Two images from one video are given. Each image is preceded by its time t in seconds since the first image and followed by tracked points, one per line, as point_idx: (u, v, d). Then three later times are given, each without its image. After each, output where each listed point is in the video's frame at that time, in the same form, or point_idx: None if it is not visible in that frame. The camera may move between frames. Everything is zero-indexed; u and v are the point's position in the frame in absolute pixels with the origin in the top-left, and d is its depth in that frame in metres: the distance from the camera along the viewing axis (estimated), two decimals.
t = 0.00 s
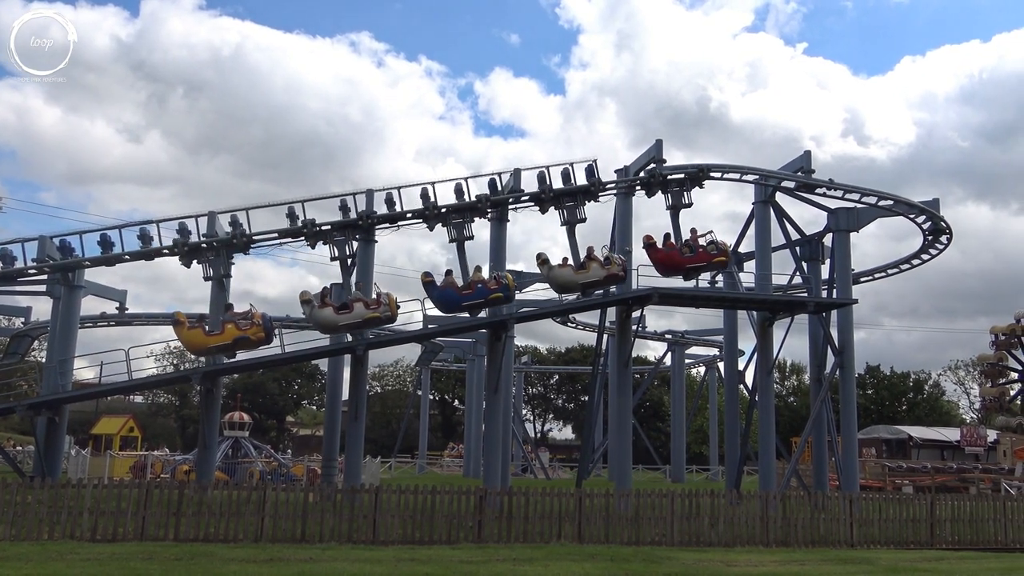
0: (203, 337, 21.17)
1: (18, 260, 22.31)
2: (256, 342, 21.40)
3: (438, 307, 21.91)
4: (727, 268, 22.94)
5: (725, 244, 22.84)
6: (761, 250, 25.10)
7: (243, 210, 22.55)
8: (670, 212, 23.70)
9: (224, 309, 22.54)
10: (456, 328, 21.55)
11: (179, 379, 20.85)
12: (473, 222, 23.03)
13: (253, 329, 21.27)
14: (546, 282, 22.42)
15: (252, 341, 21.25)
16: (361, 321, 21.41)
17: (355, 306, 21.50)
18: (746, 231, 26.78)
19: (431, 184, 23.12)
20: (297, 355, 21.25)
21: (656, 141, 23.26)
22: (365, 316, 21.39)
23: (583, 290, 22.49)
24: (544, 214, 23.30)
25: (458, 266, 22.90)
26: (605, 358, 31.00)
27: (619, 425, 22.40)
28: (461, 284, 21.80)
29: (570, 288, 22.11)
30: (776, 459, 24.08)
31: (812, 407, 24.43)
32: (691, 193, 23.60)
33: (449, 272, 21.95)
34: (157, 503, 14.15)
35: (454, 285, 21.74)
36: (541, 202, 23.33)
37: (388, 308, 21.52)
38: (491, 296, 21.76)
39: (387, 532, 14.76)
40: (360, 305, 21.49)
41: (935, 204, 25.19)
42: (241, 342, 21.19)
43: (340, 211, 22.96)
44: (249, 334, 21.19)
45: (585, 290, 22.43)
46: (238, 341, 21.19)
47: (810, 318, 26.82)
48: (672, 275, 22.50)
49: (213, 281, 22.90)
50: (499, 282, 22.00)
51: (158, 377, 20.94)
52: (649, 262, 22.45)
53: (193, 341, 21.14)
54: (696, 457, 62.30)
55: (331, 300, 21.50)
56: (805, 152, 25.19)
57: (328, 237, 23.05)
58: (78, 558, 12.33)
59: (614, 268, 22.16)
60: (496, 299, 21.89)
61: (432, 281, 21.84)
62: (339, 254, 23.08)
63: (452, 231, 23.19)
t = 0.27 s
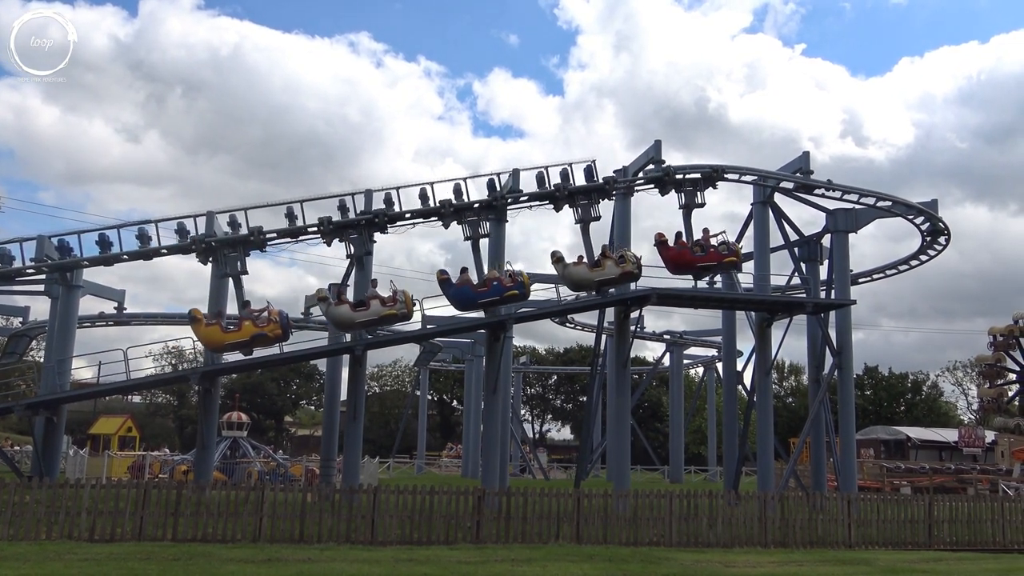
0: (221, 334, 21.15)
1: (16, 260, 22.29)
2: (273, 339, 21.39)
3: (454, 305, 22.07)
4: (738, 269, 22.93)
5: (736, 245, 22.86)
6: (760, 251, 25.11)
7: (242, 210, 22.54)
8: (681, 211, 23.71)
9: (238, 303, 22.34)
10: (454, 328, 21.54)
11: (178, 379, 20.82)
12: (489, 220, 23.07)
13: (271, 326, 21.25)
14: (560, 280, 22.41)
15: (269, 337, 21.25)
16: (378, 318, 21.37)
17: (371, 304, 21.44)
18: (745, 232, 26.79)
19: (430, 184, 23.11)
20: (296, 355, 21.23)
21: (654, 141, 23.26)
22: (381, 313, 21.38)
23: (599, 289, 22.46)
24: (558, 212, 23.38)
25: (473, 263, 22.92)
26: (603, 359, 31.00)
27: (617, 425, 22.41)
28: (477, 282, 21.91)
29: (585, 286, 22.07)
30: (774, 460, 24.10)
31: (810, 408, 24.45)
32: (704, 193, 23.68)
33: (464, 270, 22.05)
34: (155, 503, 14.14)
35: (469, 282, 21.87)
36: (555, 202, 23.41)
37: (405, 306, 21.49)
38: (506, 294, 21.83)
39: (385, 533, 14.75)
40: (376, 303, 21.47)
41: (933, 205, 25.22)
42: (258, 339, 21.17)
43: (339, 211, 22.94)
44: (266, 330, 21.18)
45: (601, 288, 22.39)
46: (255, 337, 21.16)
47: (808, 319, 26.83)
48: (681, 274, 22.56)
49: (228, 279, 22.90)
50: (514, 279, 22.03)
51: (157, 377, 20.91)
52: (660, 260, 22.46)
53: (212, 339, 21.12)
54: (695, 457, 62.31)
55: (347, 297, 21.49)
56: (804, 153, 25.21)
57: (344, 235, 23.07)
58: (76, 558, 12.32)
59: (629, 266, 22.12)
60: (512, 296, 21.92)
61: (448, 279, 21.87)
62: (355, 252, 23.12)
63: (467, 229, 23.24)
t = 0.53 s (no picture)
0: (238, 332, 21.13)
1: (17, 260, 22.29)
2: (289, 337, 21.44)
3: (467, 302, 22.14)
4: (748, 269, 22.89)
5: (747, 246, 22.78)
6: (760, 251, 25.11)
7: (242, 210, 22.55)
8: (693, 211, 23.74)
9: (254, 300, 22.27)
10: (455, 329, 21.54)
11: (178, 379, 20.81)
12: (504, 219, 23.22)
13: (287, 324, 21.32)
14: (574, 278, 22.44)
15: (286, 335, 21.31)
16: (393, 316, 21.44)
17: (387, 302, 21.45)
18: (745, 232, 26.78)
19: (431, 185, 23.12)
20: (296, 356, 21.22)
21: (654, 142, 23.26)
22: (397, 311, 21.44)
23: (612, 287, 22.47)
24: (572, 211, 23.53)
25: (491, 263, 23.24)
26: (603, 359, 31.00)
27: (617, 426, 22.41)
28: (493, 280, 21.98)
29: (599, 284, 22.12)
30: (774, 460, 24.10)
31: (811, 409, 24.44)
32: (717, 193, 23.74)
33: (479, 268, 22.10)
34: (155, 504, 14.14)
35: (484, 280, 21.93)
36: (569, 199, 23.49)
37: (421, 304, 21.61)
38: (521, 292, 21.83)
39: (386, 533, 14.75)
40: (392, 300, 21.50)
41: (934, 205, 25.21)
42: (275, 337, 21.20)
43: (340, 211, 22.94)
44: (282, 329, 21.23)
45: (614, 287, 22.39)
46: (272, 335, 21.19)
47: (808, 319, 26.83)
48: (692, 273, 22.57)
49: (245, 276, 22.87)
50: (529, 277, 21.95)
51: (157, 377, 20.91)
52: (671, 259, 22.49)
53: (228, 337, 21.11)
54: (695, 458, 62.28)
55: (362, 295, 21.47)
56: (804, 153, 25.21)
57: (359, 233, 23.06)
58: (77, 558, 12.32)
59: (643, 264, 22.16)
60: (527, 294, 21.94)
61: (463, 277, 21.89)
62: (369, 249, 23.09)
63: (482, 227, 23.44)
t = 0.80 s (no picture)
0: (255, 329, 21.13)
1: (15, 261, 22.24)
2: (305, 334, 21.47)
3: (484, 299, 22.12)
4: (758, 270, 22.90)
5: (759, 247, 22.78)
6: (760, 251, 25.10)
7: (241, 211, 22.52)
8: (707, 210, 23.71)
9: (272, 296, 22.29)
10: (454, 329, 21.53)
11: (178, 380, 20.78)
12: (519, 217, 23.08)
13: (304, 321, 21.33)
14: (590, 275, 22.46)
15: (303, 332, 21.33)
16: (409, 313, 21.37)
17: (403, 299, 21.42)
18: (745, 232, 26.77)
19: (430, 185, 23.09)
20: (296, 356, 21.20)
21: (653, 142, 23.24)
22: (413, 309, 21.36)
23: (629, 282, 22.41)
24: (586, 208, 23.42)
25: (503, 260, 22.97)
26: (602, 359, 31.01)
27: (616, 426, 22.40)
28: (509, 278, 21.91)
29: (614, 281, 22.10)
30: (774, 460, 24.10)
31: (810, 408, 24.44)
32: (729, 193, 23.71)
33: (495, 266, 22.08)
34: (155, 504, 14.14)
35: (500, 278, 21.85)
36: (584, 198, 23.42)
37: (437, 301, 21.52)
38: (537, 289, 21.72)
39: (385, 533, 14.75)
40: (408, 298, 21.46)
41: (933, 205, 25.21)
42: (292, 334, 21.21)
43: (339, 211, 22.92)
44: (300, 326, 21.23)
45: (630, 283, 22.38)
46: (289, 332, 21.21)
47: (808, 319, 26.83)
48: (703, 272, 22.54)
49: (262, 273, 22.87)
50: (544, 274, 21.87)
51: (157, 378, 20.88)
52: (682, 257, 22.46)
53: (246, 333, 21.10)
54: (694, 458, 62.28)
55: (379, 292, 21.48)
56: (804, 153, 25.21)
57: (376, 230, 23.04)
58: (76, 558, 12.32)
59: (657, 261, 21.83)
60: (543, 292, 21.88)
61: (479, 274, 21.86)
62: (386, 247, 23.06)
63: (497, 225, 23.32)
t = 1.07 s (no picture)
0: (274, 326, 21.17)
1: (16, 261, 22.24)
2: (323, 331, 21.56)
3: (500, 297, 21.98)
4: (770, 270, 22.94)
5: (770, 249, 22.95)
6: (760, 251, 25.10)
7: (242, 211, 22.55)
8: (721, 210, 23.80)
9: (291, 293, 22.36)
10: (455, 328, 21.54)
11: (179, 379, 20.79)
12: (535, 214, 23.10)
13: (323, 318, 21.41)
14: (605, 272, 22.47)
15: (322, 329, 21.41)
16: (427, 310, 21.45)
17: (420, 296, 21.49)
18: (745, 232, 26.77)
19: (430, 185, 23.11)
20: (296, 356, 21.21)
21: (653, 141, 23.26)
22: (431, 306, 21.44)
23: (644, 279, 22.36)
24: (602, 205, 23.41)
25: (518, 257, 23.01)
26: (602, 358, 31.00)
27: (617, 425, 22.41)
28: (524, 275, 21.82)
29: (630, 278, 22.07)
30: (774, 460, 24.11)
31: (810, 408, 24.45)
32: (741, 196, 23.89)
33: (510, 263, 21.99)
34: (155, 504, 14.14)
35: (516, 276, 21.76)
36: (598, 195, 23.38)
37: (454, 299, 21.58)
38: (554, 286, 21.75)
39: (386, 533, 14.75)
40: (426, 294, 21.50)
41: (933, 204, 25.21)
42: (311, 331, 21.29)
43: (339, 211, 22.94)
44: (319, 322, 21.31)
45: (645, 280, 22.29)
46: (308, 329, 21.30)
47: (808, 318, 26.83)
48: (715, 271, 22.53)
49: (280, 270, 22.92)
50: (559, 271, 21.97)
51: (158, 378, 20.89)
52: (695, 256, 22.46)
53: (265, 331, 21.14)
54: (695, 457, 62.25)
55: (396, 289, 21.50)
56: (804, 153, 25.21)
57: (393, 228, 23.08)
58: (77, 559, 12.33)
59: (673, 258, 21.83)
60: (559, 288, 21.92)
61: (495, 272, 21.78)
62: (403, 245, 23.10)
63: (513, 222, 23.33)
